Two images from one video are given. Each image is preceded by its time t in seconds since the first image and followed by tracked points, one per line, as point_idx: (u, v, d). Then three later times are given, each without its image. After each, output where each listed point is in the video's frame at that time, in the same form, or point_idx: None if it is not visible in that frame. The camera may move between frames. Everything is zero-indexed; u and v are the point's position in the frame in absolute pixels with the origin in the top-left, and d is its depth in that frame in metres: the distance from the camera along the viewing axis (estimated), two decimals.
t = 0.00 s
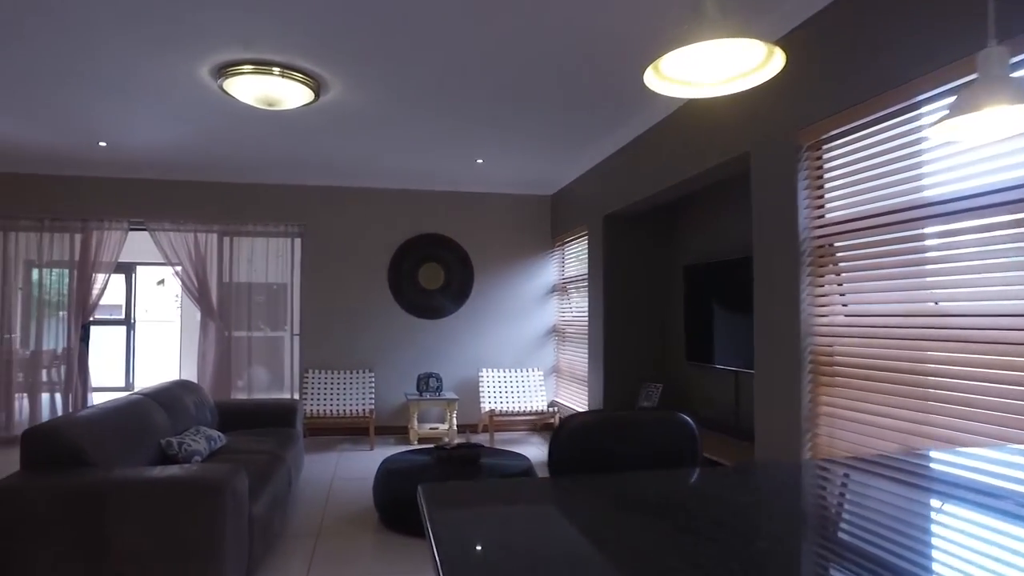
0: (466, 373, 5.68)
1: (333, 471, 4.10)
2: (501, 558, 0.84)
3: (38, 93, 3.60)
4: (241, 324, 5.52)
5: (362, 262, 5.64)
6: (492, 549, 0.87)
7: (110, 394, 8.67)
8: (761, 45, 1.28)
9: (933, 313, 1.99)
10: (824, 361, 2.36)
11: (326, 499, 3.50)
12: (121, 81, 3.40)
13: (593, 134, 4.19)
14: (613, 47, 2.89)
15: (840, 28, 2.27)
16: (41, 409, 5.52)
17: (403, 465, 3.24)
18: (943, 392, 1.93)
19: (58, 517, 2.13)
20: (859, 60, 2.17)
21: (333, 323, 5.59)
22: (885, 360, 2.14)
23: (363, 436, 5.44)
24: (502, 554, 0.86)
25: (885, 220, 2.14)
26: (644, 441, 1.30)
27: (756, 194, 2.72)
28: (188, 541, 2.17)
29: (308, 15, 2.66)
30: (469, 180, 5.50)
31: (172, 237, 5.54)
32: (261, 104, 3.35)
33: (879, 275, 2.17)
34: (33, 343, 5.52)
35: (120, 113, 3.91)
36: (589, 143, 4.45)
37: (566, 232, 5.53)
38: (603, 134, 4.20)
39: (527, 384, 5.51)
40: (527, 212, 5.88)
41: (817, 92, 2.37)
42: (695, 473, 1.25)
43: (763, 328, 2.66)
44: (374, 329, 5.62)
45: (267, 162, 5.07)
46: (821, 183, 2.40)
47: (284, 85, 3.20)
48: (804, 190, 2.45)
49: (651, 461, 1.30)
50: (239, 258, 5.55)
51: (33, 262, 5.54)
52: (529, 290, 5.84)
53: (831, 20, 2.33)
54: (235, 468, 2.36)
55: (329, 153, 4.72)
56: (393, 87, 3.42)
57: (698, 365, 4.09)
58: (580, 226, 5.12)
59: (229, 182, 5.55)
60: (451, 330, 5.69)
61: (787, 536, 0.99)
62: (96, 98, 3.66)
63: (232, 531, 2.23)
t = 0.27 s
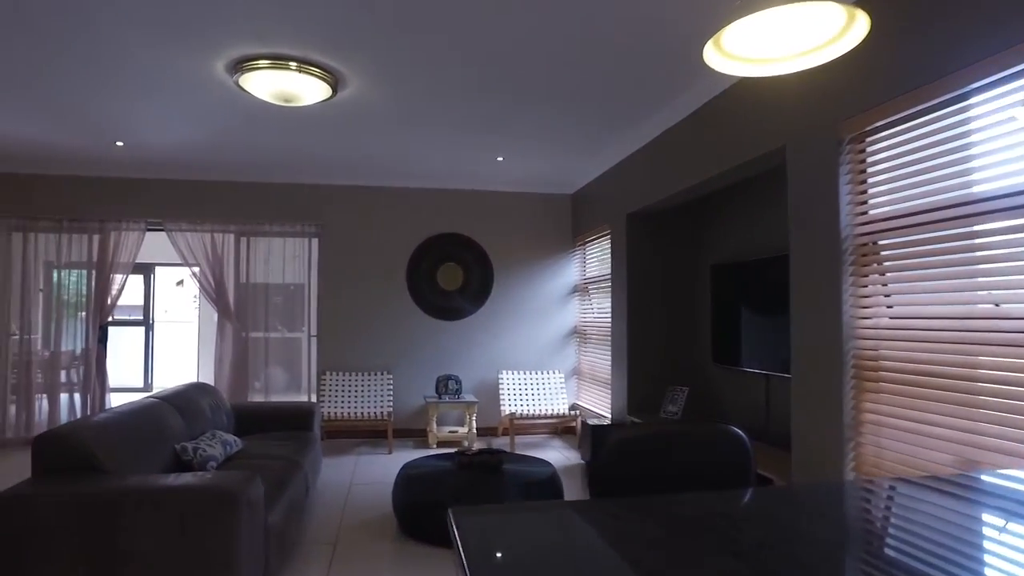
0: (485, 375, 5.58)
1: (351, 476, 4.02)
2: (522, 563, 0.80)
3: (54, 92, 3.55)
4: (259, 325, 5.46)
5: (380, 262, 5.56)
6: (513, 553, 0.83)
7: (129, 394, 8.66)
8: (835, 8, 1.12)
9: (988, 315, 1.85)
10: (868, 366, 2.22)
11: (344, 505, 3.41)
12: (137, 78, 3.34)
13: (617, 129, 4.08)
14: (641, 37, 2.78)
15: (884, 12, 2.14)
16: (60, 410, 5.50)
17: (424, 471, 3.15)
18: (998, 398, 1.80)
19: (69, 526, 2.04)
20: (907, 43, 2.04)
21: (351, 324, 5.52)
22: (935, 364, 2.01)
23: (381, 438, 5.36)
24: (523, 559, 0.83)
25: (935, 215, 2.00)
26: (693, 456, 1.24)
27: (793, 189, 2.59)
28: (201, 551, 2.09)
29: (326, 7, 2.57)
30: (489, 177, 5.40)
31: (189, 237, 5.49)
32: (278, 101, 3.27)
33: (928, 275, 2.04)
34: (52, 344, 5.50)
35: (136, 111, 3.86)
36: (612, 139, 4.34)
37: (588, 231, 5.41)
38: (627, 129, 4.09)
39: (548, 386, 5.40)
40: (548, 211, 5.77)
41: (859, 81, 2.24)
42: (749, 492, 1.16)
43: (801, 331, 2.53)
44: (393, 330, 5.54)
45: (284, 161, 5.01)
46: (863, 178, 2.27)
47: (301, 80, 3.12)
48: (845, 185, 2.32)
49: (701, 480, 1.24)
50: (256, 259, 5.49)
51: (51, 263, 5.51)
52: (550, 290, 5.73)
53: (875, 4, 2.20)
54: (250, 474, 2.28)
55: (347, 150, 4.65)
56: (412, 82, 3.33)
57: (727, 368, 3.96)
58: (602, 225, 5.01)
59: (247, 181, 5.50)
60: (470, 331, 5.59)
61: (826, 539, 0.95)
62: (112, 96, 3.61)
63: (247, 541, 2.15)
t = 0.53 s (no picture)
0: (502, 376, 5.48)
1: (367, 481, 3.93)
2: None
3: (66, 89, 3.50)
4: (273, 325, 5.39)
5: (396, 262, 5.48)
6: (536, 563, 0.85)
7: (145, 395, 8.65)
8: None
9: None
10: (914, 371, 2.10)
11: (361, 511, 3.33)
12: (150, 75, 3.28)
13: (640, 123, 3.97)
14: (669, 24, 2.67)
15: None
16: (75, 412, 5.47)
17: (442, 477, 3.06)
18: None
19: (78, 537, 1.96)
20: (959, 25, 1.92)
21: (366, 324, 5.44)
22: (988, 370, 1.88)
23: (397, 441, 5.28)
24: None
25: (989, 211, 1.87)
26: (746, 477, 1.16)
27: (831, 184, 2.46)
28: (212, 563, 2.00)
29: None
30: (506, 175, 5.30)
31: (203, 237, 5.43)
32: (292, 96, 3.19)
33: (979, 275, 1.91)
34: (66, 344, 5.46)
35: (150, 109, 3.80)
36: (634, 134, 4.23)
37: (607, 230, 5.30)
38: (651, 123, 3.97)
39: (566, 389, 5.29)
40: (566, 209, 5.66)
41: (903, 68, 2.12)
42: (811, 517, 1.05)
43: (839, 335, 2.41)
44: (409, 330, 5.45)
45: (300, 159, 4.94)
46: (908, 172, 2.14)
47: (316, 74, 3.03)
48: (888, 179, 2.20)
49: (754, 503, 1.15)
50: (270, 258, 5.42)
51: (66, 263, 5.47)
52: (568, 290, 5.62)
53: None
54: (263, 483, 2.19)
55: (362, 148, 4.56)
56: (430, 76, 3.24)
57: (753, 371, 3.84)
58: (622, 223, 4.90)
59: (262, 180, 5.44)
60: (487, 332, 5.49)
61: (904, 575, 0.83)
62: (124, 93, 3.54)
63: (259, 552, 2.06)
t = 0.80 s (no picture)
0: (518, 377, 5.38)
1: (381, 484, 3.84)
2: None
3: (76, 85, 3.45)
4: (286, 325, 5.33)
5: (410, 261, 5.40)
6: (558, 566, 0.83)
7: (158, 395, 8.63)
8: None
9: None
10: (961, 373, 1.98)
11: (375, 517, 3.24)
12: (160, 69, 3.21)
13: (661, 117, 3.86)
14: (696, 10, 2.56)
15: None
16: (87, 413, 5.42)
17: (460, 482, 2.96)
18: None
19: (83, 545, 1.88)
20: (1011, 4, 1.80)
21: (380, 324, 5.36)
22: None
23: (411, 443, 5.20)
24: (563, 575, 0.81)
25: None
26: (819, 489, 1.08)
27: (868, 176, 2.35)
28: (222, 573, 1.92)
29: None
30: (522, 171, 5.21)
31: (215, 236, 5.37)
32: (305, 89, 3.11)
33: None
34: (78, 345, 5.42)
35: (161, 105, 3.74)
36: (655, 128, 4.12)
37: (625, 228, 5.19)
38: (672, 116, 3.87)
39: (584, 390, 5.19)
40: (583, 206, 5.55)
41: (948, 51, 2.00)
42: (878, 538, 0.95)
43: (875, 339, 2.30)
44: (423, 330, 5.37)
45: (313, 156, 4.87)
46: (953, 162, 2.03)
47: (329, 66, 2.95)
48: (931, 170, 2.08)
49: (826, 518, 1.07)
50: (283, 257, 5.36)
51: (78, 263, 5.43)
52: (585, 289, 5.51)
53: None
54: (275, 488, 2.10)
55: (376, 144, 4.48)
56: (446, 68, 3.15)
57: (779, 373, 3.72)
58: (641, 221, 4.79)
59: (275, 178, 5.38)
60: (502, 332, 5.40)
61: None
62: (135, 89, 3.48)
63: (271, 562, 1.97)
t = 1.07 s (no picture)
0: (536, 379, 5.26)
1: (396, 489, 3.73)
2: None
3: (86, 78, 3.38)
4: (299, 325, 5.24)
5: (426, 259, 5.30)
6: None
7: (171, 395, 8.59)
8: None
9: None
10: (1019, 376, 1.84)
11: (390, 523, 3.13)
12: (169, 62, 3.13)
13: (686, 108, 3.73)
14: None
15: None
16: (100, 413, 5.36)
17: (478, 488, 2.85)
18: None
19: (85, 556, 1.79)
20: None
21: (395, 324, 5.27)
22: None
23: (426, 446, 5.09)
24: None
25: None
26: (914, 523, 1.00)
27: (914, 164, 2.21)
28: None
29: None
30: (540, 168, 5.09)
31: (228, 234, 5.30)
32: (318, 81, 3.01)
33: None
34: (91, 345, 5.37)
35: (172, 99, 3.67)
36: (679, 121, 3.99)
37: (646, 225, 5.06)
38: (698, 107, 3.74)
39: (603, 391, 5.06)
40: (601, 203, 5.42)
41: (1006, 28, 1.86)
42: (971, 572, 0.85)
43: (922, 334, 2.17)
44: (439, 331, 5.26)
45: (327, 153, 4.78)
46: (1009, 149, 1.89)
47: (342, 56, 2.84)
48: (987, 157, 1.94)
49: (915, 543, 1.14)
50: (296, 256, 5.27)
51: (91, 263, 5.38)
52: (604, 288, 5.38)
53: None
54: (287, 496, 2.00)
55: (391, 140, 4.39)
56: (463, 57, 3.04)
57: (809, 375, 3.57)
58: (663, 217, 4.65)
59: (289, 175, 5.30)
60: (520, 332, 5.28)
61: None
62: (145, 82, 3.41)
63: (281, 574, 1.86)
